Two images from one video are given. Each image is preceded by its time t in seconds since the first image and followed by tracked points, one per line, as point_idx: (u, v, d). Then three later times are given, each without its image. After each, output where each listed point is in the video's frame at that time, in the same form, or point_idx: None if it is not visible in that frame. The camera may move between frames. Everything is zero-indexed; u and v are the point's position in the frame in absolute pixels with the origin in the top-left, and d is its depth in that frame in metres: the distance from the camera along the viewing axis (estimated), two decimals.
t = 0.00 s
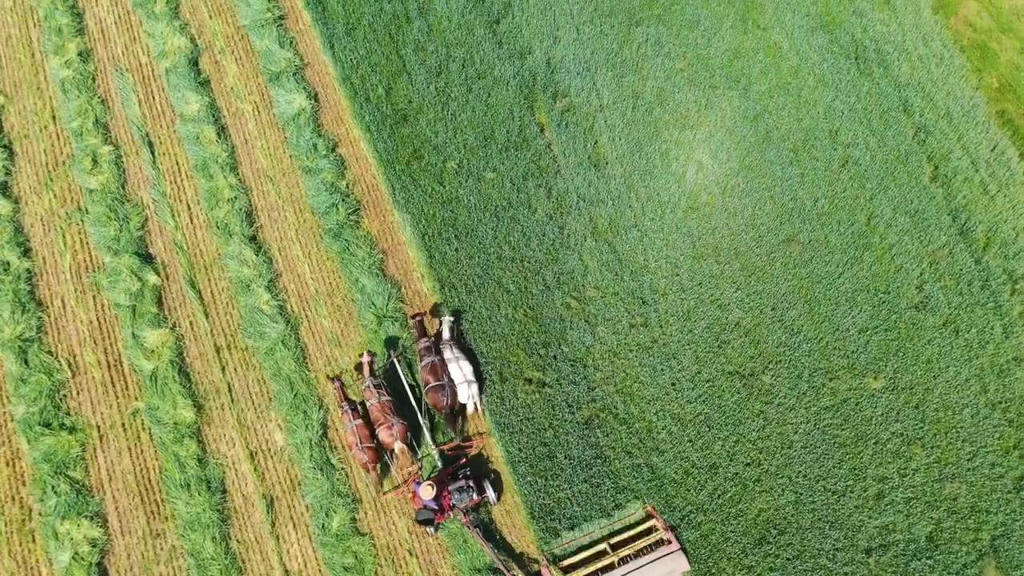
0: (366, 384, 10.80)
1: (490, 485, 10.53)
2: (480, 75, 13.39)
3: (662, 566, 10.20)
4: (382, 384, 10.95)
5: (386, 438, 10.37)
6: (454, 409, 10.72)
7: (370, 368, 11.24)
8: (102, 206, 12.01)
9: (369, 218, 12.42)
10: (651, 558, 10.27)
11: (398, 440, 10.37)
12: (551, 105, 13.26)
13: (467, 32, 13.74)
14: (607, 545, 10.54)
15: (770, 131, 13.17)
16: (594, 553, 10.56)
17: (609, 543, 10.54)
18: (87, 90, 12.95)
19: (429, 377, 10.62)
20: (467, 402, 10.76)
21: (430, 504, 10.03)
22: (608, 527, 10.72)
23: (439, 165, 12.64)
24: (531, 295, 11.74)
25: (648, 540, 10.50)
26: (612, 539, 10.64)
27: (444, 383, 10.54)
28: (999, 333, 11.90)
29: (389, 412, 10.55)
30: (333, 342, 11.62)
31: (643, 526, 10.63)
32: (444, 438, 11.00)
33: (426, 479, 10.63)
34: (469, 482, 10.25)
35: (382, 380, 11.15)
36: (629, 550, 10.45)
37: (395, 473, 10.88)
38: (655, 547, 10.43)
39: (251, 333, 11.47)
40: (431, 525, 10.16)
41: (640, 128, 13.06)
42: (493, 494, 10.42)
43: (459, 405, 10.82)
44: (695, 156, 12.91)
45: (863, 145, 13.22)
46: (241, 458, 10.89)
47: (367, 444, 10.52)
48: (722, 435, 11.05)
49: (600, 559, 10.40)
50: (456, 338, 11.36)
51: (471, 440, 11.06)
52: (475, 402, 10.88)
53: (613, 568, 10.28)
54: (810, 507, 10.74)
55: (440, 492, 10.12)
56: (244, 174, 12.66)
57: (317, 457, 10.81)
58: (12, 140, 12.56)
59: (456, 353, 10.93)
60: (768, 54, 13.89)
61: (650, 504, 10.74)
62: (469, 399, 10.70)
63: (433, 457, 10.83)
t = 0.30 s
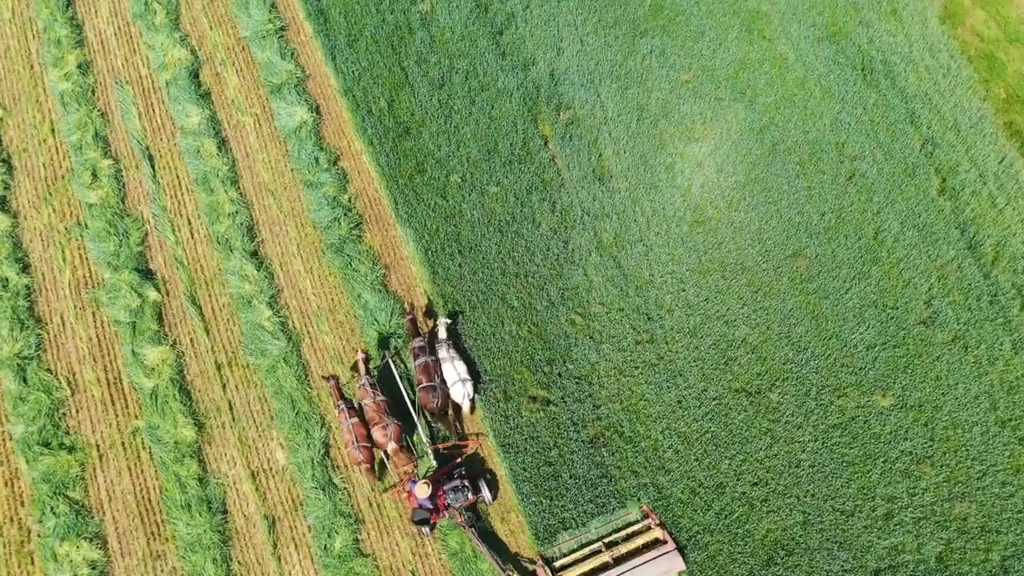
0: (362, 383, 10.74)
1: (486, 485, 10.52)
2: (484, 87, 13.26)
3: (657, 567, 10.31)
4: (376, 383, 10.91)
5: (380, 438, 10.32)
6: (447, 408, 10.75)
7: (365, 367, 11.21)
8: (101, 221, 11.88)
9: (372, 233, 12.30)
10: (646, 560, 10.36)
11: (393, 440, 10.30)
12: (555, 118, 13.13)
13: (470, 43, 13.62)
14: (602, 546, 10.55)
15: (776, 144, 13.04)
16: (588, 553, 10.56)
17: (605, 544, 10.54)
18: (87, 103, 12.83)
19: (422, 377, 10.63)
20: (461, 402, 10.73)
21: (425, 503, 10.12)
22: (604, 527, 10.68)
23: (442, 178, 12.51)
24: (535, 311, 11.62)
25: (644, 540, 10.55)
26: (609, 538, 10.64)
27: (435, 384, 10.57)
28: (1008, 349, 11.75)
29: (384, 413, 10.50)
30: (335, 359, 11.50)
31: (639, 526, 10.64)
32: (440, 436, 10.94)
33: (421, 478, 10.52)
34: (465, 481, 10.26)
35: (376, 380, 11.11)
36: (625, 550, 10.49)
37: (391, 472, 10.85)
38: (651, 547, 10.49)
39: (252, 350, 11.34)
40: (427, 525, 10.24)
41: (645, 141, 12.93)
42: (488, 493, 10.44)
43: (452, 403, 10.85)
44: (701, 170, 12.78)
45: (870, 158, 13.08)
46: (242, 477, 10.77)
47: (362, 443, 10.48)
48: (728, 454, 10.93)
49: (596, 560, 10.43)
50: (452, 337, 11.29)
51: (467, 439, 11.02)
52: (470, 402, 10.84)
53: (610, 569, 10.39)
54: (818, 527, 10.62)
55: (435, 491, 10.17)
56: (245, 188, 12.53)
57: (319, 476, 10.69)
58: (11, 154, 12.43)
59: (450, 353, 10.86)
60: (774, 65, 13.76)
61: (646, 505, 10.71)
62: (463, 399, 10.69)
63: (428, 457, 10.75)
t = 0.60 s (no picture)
0: (354, 381, 10.71)
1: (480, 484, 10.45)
2: (487, 98, 13.15)
3: (652, 564, 10.15)
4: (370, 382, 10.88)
5: (374, 437, 10.29)
6: (440, 407, 10.66)
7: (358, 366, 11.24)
8: (101, 236, 11.76)
9: (374, 247, 12.18)
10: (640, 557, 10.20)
11: (386, 439, 10.29)
12: (559, 130, 13.02)
13: (473, 54, 13.50)
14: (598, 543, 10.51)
15: (782, 156, 12.92)
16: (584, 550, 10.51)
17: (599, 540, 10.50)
18: (86, 115, 12.71)
19: (414, 375, 10.54)
20: (457, 402, 10.65)
21: (419, 502, 9.86)
22: (600, 524, 10.66)
23: (445, 192, 12.39)
24: (539, 327, 11.50)
25: (638, 536, 10.44)
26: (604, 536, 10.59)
27: (428, 382, 10.49)
28: (1018, 365, 11.59)
29: (376, 411, 10.48)
30: (337, 376, 11.38)
31: (633, 524, 10.59)
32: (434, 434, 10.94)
33: (416, 476, 10.67)
34: (459, 480, 10.12)
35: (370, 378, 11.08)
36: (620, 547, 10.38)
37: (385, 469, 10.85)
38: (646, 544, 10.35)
39: (253, 367, 11.22)
40: (420, 522, 10.04)
41: (649, 154, 12.81)
42: (483, 492, 10.36)
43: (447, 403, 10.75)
44: (707, 183, 12.65)
45: (877, 170, 12.96)
46: (243, 496, 10.66)
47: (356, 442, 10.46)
48: (735, 472, 10.81)
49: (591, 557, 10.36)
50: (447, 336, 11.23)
51: (463, 438, 11.00)
52: (466, 403, 10.75)
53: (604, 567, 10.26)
54: (826, 547, 10.49)
55: (430, 490, 9.96)
56: (245, 201, 12.40)
57: (321, 495, 10.57)
58: (9, 167, 12.30)
59: (445, 352, 10.80)
60: (780, 75, 13.65)
61: (641, 502, 10.69)
62: (458, 399, 10.61)
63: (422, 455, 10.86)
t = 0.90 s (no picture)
0: (348, 379, 10.67)
1: (474, 481, 10.52)
2: (489, 109, 13.04)
3: (644, 560, 10.05)
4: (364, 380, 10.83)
5: (368, 434, 10.36)
6: (435, 403, 10.68)
7: (352, 363, 11.26)
8: (99, 249, 11.65)
9: (375, 260, 12.06)
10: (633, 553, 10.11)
11: (381, 435, 10.35)
12: (561, 141, 12.90)
13: (475, 64, 13.40)
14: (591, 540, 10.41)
15: (787, 168, 12.80)
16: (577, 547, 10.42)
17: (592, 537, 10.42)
18: (85, 126, 12.59)
19: (409, 373, 10.56)
20: (450, 398, 10.66)
21: (412, 498, 10.02)
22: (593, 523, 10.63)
23: (447, 204, 12.27)
24: (542, 342, 11.38)
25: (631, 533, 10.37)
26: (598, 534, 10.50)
27: (423, 379, 10.50)
28: None
29: (371, 408, 10.46)
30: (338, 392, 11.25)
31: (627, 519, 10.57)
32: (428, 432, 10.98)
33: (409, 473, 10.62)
34: (453, 476, 10.13)
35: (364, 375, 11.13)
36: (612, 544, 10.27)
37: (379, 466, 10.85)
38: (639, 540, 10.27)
39: (253, 383, 11.10)
40: (413, 519, 10.19)
41: (653, 165, 12.69)
42: (476, 490, 10.41)
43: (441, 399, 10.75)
44: (711, 195, 12.52)
45: (883, 181, 12.84)
46: (242, 514, 10.55)
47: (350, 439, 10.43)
48: (740, 490, 10.69)
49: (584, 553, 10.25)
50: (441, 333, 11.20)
51: (457, 436, 10.99)
52: (459, 398, 10.76)
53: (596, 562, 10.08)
54: (832, 566, 10.37)
55: (423, 486, 10.06)
56: (245, 214, 12.29)
57: (322, 513, 10.45)
58: (7, 179, 12.19)
59: (439, 349, 10.79)
60: (784, 85, 13.53)
61: (635, 499, 10.66)
62: (452, 395, 10.62)
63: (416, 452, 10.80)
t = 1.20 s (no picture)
0: (341, 374, 10.76)
1: (466, 476, 10.47)
2: (490, 119, 12.93)
3: (636, 557, 10.09)
4: (356, 375, 10.95)
5: (360, 429, 10.32)
6: (429, 399, 10.66)
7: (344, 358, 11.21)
8: (97, 262, 11.53)
9: (376, 272, 11.96)
10: (625, 550, 10.14)
11: (372, 430, 10.31)
12: (563, 151, 12.79)
13: (476, 74, 13.29)
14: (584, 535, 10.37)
15: (791, 178, 12.69)
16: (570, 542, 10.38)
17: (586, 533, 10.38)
18: (82, 137, 12.47)
19: (404, 367, 10.60)
20: (443, 396, 10.67)
21: (405, 494, 9.90)
22: (585, 518, 10.54)
23: (447, 216, 12.16)
24: (545, 356, 11.27)
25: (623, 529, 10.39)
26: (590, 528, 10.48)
27: (419, 373, 10.51)
28: None
29: (363, 403, 10.51)
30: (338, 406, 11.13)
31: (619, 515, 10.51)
32: (421, 427, 10.95)
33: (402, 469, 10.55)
34: (445, 472, 10.09)
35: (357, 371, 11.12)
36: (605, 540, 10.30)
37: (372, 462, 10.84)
38: (631, 536, 10.31)
39: (252, 398, 10.98)
40: (405, 516, 10.07)
41: (655, 177, 12.58)
42: (469, 485, 10.34)
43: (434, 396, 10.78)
44: (714, 206, 12.40)
45: (887, 192, 12.71)
46: (241, 531, 10.44)
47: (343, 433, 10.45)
48: (745, 506, 10.57)
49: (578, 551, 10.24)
50: (434, 330, 11.23)
51: (450, 432, 10.99)
52: (453, 397, 10.78)
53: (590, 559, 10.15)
54: None
55: (415, 482, 9.99)
56: (244, 225, 12.16)
57: (321, 530, 10.34)
58: (3, 190, 12.06)
59: (433, 346, 10.87)
60: (788, 95, 13.43)
61: (627, 495, 10.61)
62: (445, 392, 10.62)
63: (409, 446, 10.77)
